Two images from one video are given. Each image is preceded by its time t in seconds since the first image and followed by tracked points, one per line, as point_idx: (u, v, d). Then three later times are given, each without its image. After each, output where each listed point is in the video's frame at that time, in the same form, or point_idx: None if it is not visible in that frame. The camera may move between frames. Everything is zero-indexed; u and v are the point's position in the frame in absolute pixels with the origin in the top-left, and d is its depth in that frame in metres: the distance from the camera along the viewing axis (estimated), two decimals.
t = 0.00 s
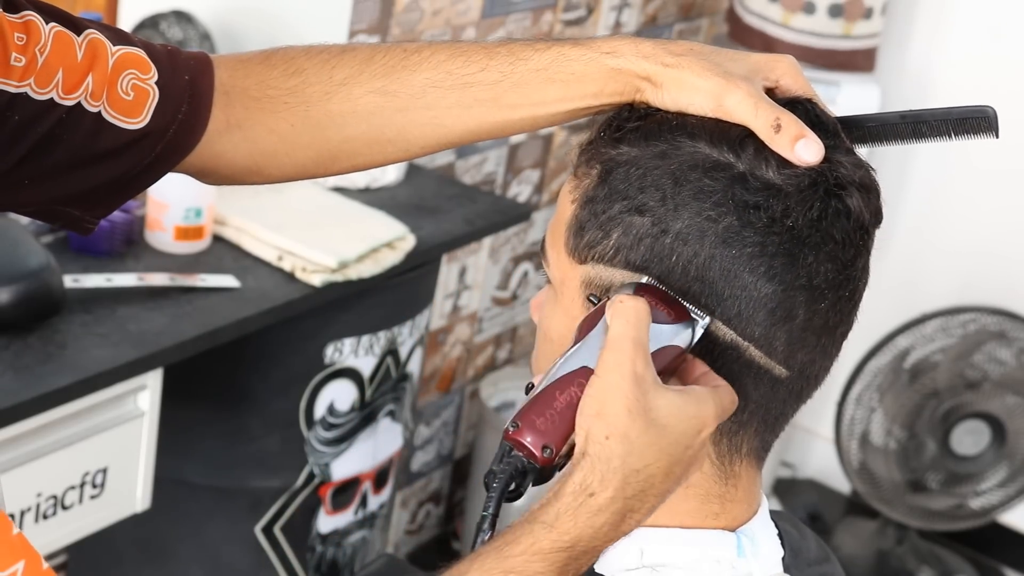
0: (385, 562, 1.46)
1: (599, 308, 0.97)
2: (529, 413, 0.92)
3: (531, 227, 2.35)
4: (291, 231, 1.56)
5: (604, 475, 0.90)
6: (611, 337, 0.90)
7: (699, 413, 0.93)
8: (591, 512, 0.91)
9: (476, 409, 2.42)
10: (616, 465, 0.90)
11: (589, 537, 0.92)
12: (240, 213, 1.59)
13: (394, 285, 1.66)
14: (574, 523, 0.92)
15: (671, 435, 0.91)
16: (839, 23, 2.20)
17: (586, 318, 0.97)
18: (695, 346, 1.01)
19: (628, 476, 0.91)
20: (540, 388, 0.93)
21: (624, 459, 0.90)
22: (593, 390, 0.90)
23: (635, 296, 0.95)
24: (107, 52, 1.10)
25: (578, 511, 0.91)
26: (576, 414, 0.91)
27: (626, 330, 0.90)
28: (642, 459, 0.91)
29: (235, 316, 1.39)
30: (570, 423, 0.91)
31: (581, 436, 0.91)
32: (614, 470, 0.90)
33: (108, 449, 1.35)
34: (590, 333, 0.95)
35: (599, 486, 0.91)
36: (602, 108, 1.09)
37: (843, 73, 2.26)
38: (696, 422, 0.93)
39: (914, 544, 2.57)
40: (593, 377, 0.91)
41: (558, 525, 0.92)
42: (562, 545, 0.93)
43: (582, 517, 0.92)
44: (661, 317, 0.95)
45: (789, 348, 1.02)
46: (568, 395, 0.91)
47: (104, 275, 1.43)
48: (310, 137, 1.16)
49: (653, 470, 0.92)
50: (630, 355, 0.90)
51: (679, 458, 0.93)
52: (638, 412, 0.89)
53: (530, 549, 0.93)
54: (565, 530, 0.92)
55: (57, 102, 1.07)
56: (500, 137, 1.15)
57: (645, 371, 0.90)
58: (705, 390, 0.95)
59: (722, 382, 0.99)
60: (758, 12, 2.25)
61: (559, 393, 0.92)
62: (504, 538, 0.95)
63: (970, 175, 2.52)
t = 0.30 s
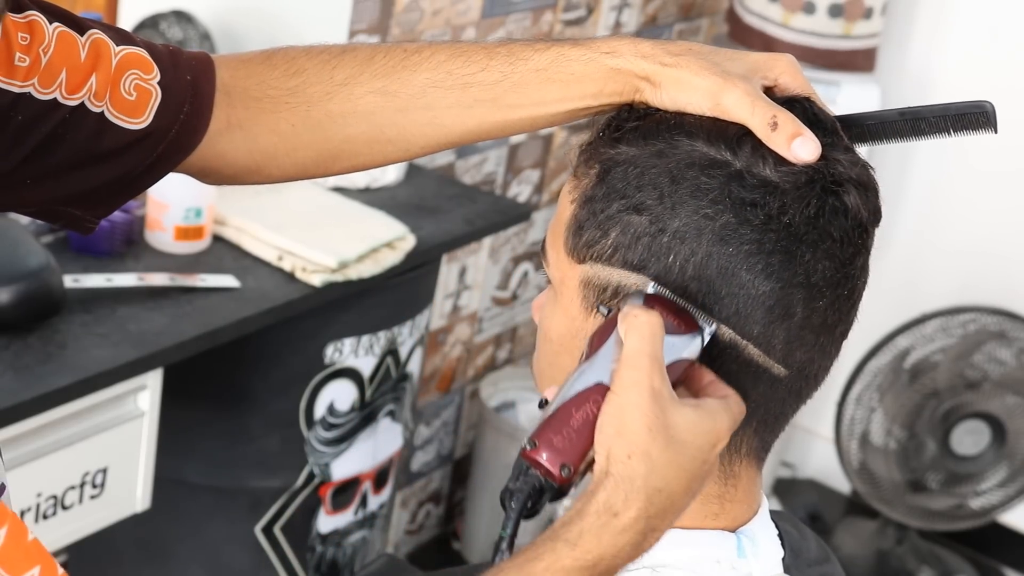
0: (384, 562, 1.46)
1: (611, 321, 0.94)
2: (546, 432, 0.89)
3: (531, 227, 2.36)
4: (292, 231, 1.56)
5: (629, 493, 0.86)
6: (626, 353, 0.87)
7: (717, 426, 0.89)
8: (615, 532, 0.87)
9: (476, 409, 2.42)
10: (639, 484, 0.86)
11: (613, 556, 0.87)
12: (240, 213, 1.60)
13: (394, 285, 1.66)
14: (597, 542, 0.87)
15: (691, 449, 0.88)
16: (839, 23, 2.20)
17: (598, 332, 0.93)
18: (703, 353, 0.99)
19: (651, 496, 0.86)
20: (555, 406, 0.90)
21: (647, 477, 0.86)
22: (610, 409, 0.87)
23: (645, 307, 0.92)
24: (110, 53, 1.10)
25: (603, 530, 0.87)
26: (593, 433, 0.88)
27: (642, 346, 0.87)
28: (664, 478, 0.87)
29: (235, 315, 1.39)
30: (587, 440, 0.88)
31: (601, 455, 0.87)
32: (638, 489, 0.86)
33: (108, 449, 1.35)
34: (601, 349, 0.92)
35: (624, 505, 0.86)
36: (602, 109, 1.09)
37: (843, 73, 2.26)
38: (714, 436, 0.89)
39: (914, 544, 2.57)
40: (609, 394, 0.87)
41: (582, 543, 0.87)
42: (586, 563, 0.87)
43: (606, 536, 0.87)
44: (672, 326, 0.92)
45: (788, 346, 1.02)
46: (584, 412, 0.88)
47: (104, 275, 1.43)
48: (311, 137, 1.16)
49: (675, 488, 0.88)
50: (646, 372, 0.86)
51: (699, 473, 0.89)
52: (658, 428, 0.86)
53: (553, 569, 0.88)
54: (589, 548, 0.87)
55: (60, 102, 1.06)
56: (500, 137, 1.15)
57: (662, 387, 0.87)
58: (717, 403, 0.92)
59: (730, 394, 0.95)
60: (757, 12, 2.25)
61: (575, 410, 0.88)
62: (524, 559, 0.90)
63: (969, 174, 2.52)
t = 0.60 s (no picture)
0: (385, 562, 1.46)
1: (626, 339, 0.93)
2: (568, 455, 0.87)
3: (531, 228, 2.36)
4: (292, 232, 1.57)
5: (659, 521, 0.86)
6: (648, 376, 0.87)
7: (738, 448, 0.90)
8: (644, 560, 0.87)
9: (476, 408, 2.42)
10: (668, 511, 0.86)
11: None
12: (240, 213, 1.59)
13: (394, 285, 1.66)
14: (626, 570, 0.86)
15: (715, 472, 0.88)
16: (839, 22, 2.20)
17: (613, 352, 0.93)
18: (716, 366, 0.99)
19: (679, 523, 0.87)
20: (575, 428, 0.89)
21: (676, 504, 0.86)
22: (634, 432, 0.87)
23: (662, 326, 0.92)
24: (115, 55, 1.10)
25: (632, 557, 0.86)
26: (616, 457, 0.87)
27: (664, 370, 0.87)
28: (691, 505, 0.87)
29: (235, 315, 1.39)
30: (611, 461, 0.87)
31: (626, 480, 0.87)
32: (667, 515, 0.86)
33: (108, 449, 1.35)
34: (618, 370, 0.91)
35: (654, 533, 0.86)
36: (602, 108, 1.08)
37: (843, 73, 2.26)
38: (735, 459, 0.90)
39: (914, 544, 2.57)
40: (633, 418, 0.87)
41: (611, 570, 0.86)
42: None
43: (636, 562, 0.86)
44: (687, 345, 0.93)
45: (782, 344, 1.02)
46: (606, 435, 0.88)
47: (104, 275, 1.43)
48: (312, 137, 1.16)
49: (701, 513, 0.88)
50: (669, 396, 0.87)
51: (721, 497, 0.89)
52: (684, 453, 0.86)
53: None
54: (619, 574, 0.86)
55: (65, 104, 1.07)
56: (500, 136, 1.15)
57: (686, 411, 0.87)
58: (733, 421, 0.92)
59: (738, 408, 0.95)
60: (758, 12, 2.25)
61: (597, 433, 0.88)
62: None
63: (968, 174, 2.52)
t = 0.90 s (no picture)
0: (385, 562, 1.46)
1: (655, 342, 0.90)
2: (596, 465, 0.85)
3: (531, 228, 2.36)
4: (292, 232, 1.57)
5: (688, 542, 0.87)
6: (678, 391, 0.84)
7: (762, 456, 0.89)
8: None
9: (476, 409, 2.42)
10: (698, 529, 0.87)
11: None
12: (240, 213, 1.60)
13: (394, 285, 1.66)
14: None
15: (741, 484, 0.88)
16: (839, 22, 2.20)
17: (641, 356, 0.90)
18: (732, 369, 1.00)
19: (708, 541, 0.87)
20: (601, 439, 0.87)
21: (705, 521, 0.86)
22: (663, 445, 0.85)
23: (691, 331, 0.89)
24: (118, 55, 1.10)
25: None
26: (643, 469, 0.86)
27: (696, 382, 0.84)
28: (719, 521, 0.87)
29: (235, 315, 1.39)
30: (639, 473, 0.86)
31: (655, 496, 0.86)
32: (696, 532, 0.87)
33: (108, 449, 1.35)
34: (644, 378, 0.89)
35: (684, 552, 0.87)
36: (601, 108, 1.09)
37: (844, 73, 2.26)
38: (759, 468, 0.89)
39: (914, 544, 2.57)
40: (662, 430, 0.85)
41: None
42: None
43: None
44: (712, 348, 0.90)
45: (778, 341, 1.01)
46: (635, 444, 0.86)
47: (104, 275, 1.43)
48: (310, 137, 1.16)
49: (726, 526, 0.88)
50: (699, 411, 0.84)
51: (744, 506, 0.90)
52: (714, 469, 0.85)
53: None
54: None
55: (69, 105, 1.07)
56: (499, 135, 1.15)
57: (715, 424, 0.85)
58: (757, 430, 0.91)
59: (758, 412, 0.95)
60: (757, 12, 2.25)
61: (626, 443, 0.86)
62: None
63: (968, 174, 2.52)
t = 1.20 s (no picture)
0: (385, 562, 1.46)
1: (675, 361, 0.90)
2: (625, 488, 0.85)
3: (531, 227, 2.36)
4: (291, 231, 1.57)
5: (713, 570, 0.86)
6: (704, 412, 0.84)
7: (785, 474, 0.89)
8: None
9: (476, 408, 2.42)
10: (733, 554, 0.86)
11: None
12: (240, 213, 1.59)
13: (395, 285, 1.66)
14: None
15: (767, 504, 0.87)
16: (839, 23, 2.20)
17: (661, 376, 0.90)
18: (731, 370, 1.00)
19: (742, 566, 0.86)
20: (628, 461, 0.86)
21: (739, 545, 0.86)
22: (692, 470, 0.84)
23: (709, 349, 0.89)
24: (119, 57, 1.10)
25: None
26: (671, 490, 0.86)
27: (719, 403, 0.84)
28: (750, 543, 0.87)
29: (235, 315, 1.39)
30: (668, 495, 0.85)
31: (688, 520, 0.85)
32: (731, 557, 0.85)
33: (109, 450, 1.35)
34: (665, 399, 0.88)
35: None
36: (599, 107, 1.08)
37: (843, 73, 2.26)
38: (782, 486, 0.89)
39: (914, 544, 2.57)
40: (690, 451, 0.85)
41: None
42: None
43: None
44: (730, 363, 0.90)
45: (775, 340, 1.01)
46: (662, 466, 0.85)
47: (104, 275, 1.43)
48: (308, 137, 1.15)
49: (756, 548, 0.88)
50: (726, 433, 0.84)
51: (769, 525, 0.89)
52: (745, 492, 0.85)
53: None
54: None
55: (70, 108, 1.07)
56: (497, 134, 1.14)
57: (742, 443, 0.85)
58: (774, 443, 0.91)
59: (769, 420, 0.94)
60: (757, 12, 2.25)
61: (653, 465, 0.85)
62: None
63: (968, 174, 2.52)
